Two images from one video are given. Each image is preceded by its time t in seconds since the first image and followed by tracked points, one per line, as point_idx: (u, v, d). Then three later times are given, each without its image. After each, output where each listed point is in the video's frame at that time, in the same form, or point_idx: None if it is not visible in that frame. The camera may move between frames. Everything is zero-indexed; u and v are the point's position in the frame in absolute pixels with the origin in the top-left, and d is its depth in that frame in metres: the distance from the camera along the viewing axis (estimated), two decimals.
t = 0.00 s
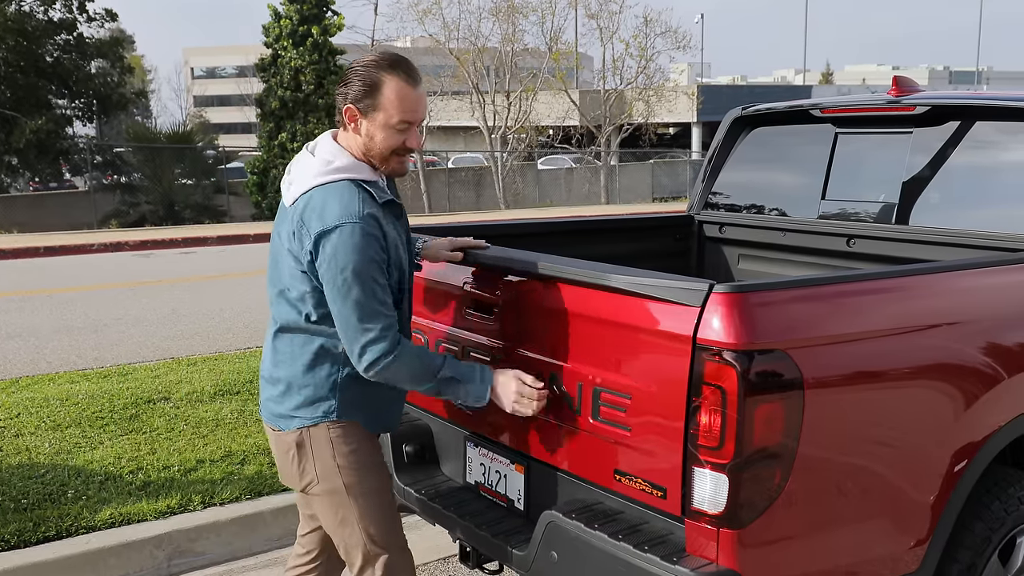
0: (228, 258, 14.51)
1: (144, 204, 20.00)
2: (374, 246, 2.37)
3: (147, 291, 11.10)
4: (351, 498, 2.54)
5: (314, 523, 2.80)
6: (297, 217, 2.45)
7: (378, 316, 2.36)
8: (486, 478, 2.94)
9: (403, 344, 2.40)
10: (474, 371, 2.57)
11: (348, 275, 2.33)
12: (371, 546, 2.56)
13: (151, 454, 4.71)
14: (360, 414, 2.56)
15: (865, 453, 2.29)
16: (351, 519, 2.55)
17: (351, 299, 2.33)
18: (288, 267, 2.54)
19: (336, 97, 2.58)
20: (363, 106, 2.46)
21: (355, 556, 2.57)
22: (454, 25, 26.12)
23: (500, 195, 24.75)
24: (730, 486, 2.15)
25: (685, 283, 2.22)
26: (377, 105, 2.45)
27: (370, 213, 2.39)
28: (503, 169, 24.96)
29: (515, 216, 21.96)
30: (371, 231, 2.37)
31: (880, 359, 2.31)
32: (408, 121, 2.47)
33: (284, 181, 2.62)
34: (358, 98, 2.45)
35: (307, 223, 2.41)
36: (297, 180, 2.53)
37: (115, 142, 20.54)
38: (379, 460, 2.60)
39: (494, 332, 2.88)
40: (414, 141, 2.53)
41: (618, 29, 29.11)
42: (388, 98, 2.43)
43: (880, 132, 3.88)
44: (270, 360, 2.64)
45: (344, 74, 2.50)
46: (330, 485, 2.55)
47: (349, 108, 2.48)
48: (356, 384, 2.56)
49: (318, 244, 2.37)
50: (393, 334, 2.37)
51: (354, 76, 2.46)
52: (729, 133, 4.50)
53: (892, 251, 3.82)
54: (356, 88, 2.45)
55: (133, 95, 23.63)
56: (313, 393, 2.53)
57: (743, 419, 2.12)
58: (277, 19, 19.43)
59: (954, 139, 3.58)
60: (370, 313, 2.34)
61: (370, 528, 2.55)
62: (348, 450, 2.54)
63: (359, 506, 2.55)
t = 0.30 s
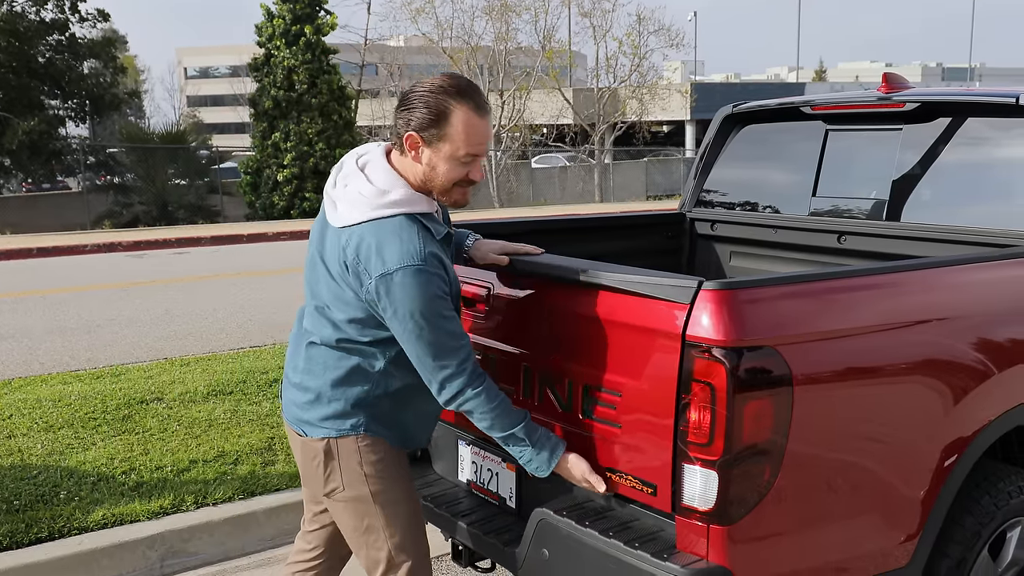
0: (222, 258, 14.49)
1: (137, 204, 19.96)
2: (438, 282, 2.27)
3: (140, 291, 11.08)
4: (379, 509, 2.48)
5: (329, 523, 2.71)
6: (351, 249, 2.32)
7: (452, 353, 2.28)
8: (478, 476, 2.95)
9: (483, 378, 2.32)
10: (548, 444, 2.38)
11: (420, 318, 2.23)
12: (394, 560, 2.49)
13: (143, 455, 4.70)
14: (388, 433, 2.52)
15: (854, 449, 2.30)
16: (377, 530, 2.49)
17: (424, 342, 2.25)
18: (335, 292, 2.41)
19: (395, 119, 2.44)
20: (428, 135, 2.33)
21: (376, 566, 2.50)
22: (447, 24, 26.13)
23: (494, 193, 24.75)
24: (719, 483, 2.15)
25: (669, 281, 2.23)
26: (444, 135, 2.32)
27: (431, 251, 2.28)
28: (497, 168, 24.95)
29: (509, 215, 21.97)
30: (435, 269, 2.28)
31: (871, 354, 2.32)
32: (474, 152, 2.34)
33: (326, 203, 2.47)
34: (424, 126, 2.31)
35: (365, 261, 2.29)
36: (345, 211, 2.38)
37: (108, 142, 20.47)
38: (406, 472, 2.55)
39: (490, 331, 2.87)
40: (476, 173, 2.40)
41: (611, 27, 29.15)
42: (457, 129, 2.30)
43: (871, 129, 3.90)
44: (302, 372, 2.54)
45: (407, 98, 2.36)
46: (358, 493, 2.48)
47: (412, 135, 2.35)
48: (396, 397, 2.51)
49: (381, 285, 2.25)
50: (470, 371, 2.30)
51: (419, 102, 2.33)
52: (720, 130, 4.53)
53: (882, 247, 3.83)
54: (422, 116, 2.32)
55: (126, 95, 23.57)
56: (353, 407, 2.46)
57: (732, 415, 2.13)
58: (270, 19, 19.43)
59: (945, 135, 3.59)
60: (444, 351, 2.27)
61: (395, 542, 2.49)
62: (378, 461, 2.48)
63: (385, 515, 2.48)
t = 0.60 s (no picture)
0: (212, 258, 14.46)
1: (128, 204, 19.90)
2: (456, 301, 2.25)
3: (131, 291, 11.05)
4: (375, 515, 2.49)
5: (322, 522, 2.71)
6: (373, 260, 2.28)
7: (464, 375, 2.27)
8: (466, 475, 2.95)
9: (493, 399, 2.31)
10: (549, 459, 2.39)
11: (437, 338, 2.22)
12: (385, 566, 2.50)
13: (133, 455, 4.69)
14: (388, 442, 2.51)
15: (840, 446, 2.31)
16: (370, 535, 2.49)
17: (440, 362, 2.23)
18: (350, 298, 2.38)
19: (431, 130, 2.35)
20: (465, 156, 2.25)
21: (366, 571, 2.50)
22: (438, 23, 26.12)
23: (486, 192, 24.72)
24: (704, 480, 2.16)
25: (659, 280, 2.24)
26: (482, 158, 2.24)
27: (454, 273, 2.25)
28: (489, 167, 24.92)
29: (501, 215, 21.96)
30: (454, 288, 2.25)
31: (857, 351, 2.33)
32: (510, 178, 2.27)
33: (351, 207, 2.42)
34: (461, 147, 2.23)
35: (386, 275, 2.25)
36: (370, 221, 2.33)
37: (98, 142, 20.42)
38: (404, 480, 2.56)
39: (486, 330, 2.87)
40: (508, 198, 2.33)
41: (602, 26, 29.16)
42: (495, 152, 2.22)
43: (859, 127, 3.92)
44: (306, 369, 2.50)
45: (447, 114, 2.27)
46: (353, 498, 2.48)
47: (447, 153, 2.27)
48: (397, 405, 2.49)
49: (399, 301, 2.22)
50: (480, 392, 2.29)
51: (460, 120, 2.24)
52: (708, 128, 4.55)
53: (869, 245, 3.85)
54: (460, 136, 2.23)
55: (116, 94, 23.50)
56: (353, 412, 2.44)
57: (717, 413, 2.13)
58: (260, 18, 19.41)
59: (933, 133, 3.61)
60: (458, 372, 2.26)
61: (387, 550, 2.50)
62: (377, 467, 2.48)
63: (379, 521, 2.49)
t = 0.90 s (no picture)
0: (205, 258, 14.43)
1: (121, 204, 19.84)
2: (443, 300, 2.26)
3: (124, 291, 11.02)
4: (360, 520, 2.50)
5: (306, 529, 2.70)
6: (359, 262, 2.28)
7: (454, 373, 2.28)
8: (455, 475, 2.96)
9: (486, 397, 2.31)
10: (544, 456, 2.39)
11: (426, 337, 2.22)
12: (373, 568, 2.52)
13: (124, 455, 4.68)
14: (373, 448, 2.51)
15: (827, 446, 2.33)
16: (356, 540, 2.50)
17: (429, 361, 2.24)
18: (333, 300, 2.38)
19: (416, 132, 2.35)
20: (450, 159, 2.26)
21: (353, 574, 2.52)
22: (432, 23, 26.10)
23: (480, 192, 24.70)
24: (690, 479, 2.17)
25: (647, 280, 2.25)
26: (467, 161, 2.25)
27: (440, 272, 2.26)
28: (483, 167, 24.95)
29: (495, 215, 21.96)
30: (441, 286, 2.26)
31: (845, 351, 2.35)
32: (495, 180, 2.28)
33: (333, 209, 2.42)
34: (446, 150, 2.24)
35: (372, 276, 2.26)
36: (354, 222, 2.33)
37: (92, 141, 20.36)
38: (389, 483, 2.57)
39: (478, 331, 2.87)
40: (493, 200, 2.34)
41: (596, 26, 29.18)
42: (480, 155, 2.24)
43: (849, 127, 3.94)
44: (288, 375, 2.50)
45: (431, 116, 2.28)
46: (338, 503, 2.48)
47: (433, 156, 2.27)
48: (381, 408, 2.49)
49: (386, 301, 2.23)
50: (471, 390, 2.29)
51: (444, 122, 2.25)
52: (699, 129, 4.57)
53: (858, 245, 3.87)
54: (445, 138, 2.24)
55: (110, 93, 23.44)
56: (337, 417, 2.44)
57: (702, 412, 2.14)
58: (254, 18, 19.39)
59: (923, 134, 3.63)
60: (447, 370, 2.27)
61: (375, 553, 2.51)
62: (361, 473, 2.49)
63: (365, 525, 2.50)
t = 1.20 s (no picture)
0: (200, 257, 14.41)
1: (116, 203, 19.73)
2: (405, 289, 2.26)
3: (118, 290, 11.01)
4: (342, 524, 2.52)
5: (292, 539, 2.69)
6: (318, 256, 2.29)
7: (419, 363, 2.26)
8: (445, 474, 2.95)
9: (453, 388, 2.30)
10: (512, 451, 2.35)
11: (387, 325, 2.21)
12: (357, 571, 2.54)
13: (116, 454, 4.68)
14: (350, 454, 2.49)
15: (816, 446, 2.33)
16: (340, 544, 2.52)
17: (392, 350, 2.23)
18: (298, 300, 2.39)
19: (364, 124, 2.39)
20: (399, 144, 2.29)
21: None
22: (428, 23, 26.08)
23: (476, 193, 24.69)
24: (678, 479, 2.18)
25: (610, 281, 2.27)
26: (416, 145, 2.28)
27: (400, 261, 2.26)
28: (478, 167, 24.96)
29: (490, 215, 21.97)
30: (401, 275, 2.26)
31: (836, 350, 2.35)
32: (447, 162, 2.31)
33: (290, 208, 2.43)
34: (395, 135, 2.27)
35: (331, 268, 2.26)
36: (310, 219, 2.34)
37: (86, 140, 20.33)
38: (368, 486, 2.59)
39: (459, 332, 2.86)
40: (447, 182, 2.37)
41: (592, 27, 29.21)
42: (429, 138, 2.27)
43: (842, 128, 3.95)
44: (260, 382, 2.49)
45: (378, 105, 2.31)
46: (321, 509, 2.49)
47: (382, 143, 2.30)
48: (354, 411, 2.48)
49: (346, 292, 2.23)
50: (437, 381, 2.28)
51: (391, 110, 2.28)
52: (691, 129, 4.58)
53: (850, 245, 3.88)
54: (393, 124, 2.27)
55: (105, 93, 23.39)
56: (312, 422, 2.42)
57: (691, 412, 2.15)
58: (249, 18, 19.36)
59: (917, 135, 3.63)
60: (413, 360, 2.25)
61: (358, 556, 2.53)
62: (341, 477, 2.50)
63: (348, 529, 2.52)
